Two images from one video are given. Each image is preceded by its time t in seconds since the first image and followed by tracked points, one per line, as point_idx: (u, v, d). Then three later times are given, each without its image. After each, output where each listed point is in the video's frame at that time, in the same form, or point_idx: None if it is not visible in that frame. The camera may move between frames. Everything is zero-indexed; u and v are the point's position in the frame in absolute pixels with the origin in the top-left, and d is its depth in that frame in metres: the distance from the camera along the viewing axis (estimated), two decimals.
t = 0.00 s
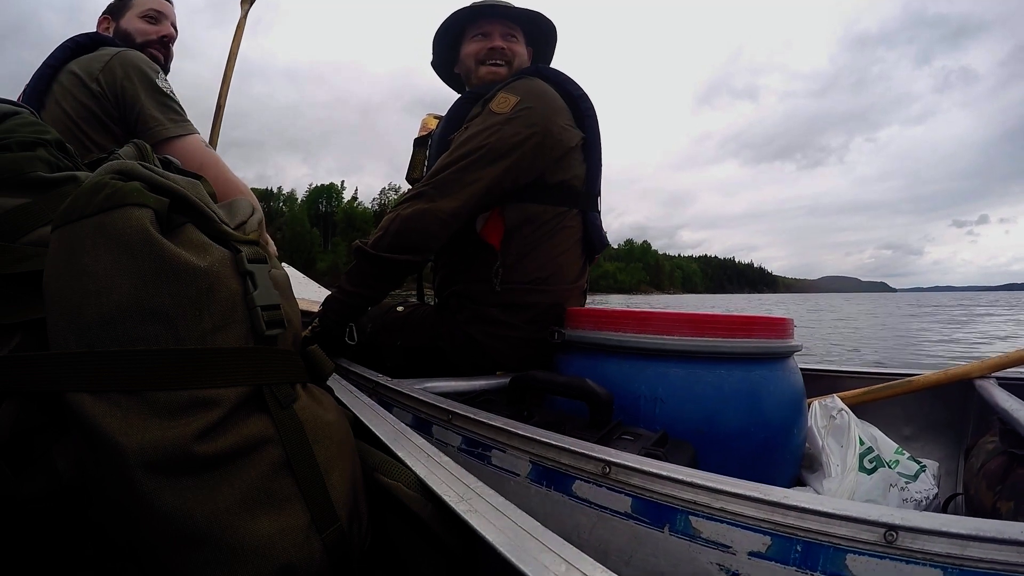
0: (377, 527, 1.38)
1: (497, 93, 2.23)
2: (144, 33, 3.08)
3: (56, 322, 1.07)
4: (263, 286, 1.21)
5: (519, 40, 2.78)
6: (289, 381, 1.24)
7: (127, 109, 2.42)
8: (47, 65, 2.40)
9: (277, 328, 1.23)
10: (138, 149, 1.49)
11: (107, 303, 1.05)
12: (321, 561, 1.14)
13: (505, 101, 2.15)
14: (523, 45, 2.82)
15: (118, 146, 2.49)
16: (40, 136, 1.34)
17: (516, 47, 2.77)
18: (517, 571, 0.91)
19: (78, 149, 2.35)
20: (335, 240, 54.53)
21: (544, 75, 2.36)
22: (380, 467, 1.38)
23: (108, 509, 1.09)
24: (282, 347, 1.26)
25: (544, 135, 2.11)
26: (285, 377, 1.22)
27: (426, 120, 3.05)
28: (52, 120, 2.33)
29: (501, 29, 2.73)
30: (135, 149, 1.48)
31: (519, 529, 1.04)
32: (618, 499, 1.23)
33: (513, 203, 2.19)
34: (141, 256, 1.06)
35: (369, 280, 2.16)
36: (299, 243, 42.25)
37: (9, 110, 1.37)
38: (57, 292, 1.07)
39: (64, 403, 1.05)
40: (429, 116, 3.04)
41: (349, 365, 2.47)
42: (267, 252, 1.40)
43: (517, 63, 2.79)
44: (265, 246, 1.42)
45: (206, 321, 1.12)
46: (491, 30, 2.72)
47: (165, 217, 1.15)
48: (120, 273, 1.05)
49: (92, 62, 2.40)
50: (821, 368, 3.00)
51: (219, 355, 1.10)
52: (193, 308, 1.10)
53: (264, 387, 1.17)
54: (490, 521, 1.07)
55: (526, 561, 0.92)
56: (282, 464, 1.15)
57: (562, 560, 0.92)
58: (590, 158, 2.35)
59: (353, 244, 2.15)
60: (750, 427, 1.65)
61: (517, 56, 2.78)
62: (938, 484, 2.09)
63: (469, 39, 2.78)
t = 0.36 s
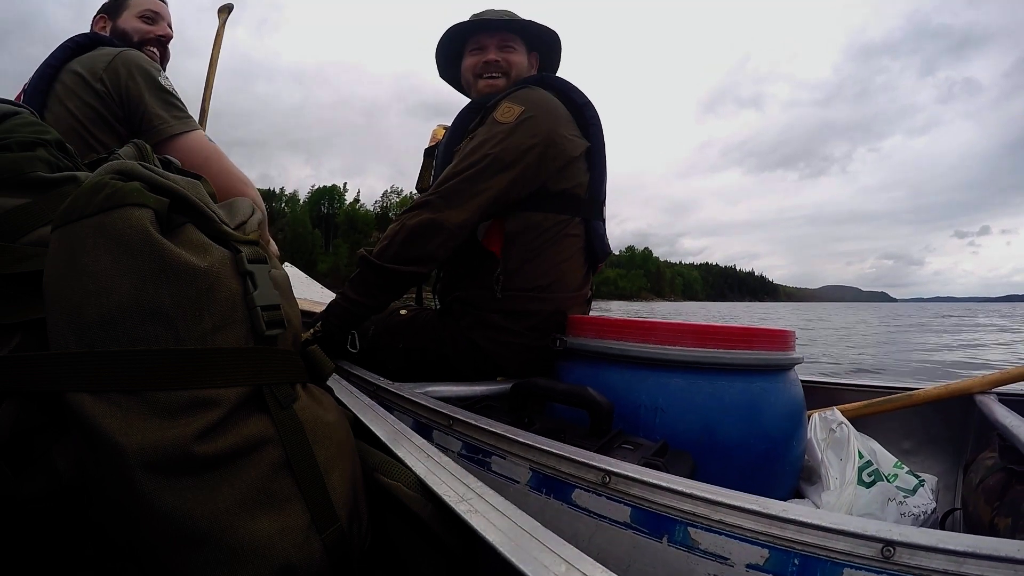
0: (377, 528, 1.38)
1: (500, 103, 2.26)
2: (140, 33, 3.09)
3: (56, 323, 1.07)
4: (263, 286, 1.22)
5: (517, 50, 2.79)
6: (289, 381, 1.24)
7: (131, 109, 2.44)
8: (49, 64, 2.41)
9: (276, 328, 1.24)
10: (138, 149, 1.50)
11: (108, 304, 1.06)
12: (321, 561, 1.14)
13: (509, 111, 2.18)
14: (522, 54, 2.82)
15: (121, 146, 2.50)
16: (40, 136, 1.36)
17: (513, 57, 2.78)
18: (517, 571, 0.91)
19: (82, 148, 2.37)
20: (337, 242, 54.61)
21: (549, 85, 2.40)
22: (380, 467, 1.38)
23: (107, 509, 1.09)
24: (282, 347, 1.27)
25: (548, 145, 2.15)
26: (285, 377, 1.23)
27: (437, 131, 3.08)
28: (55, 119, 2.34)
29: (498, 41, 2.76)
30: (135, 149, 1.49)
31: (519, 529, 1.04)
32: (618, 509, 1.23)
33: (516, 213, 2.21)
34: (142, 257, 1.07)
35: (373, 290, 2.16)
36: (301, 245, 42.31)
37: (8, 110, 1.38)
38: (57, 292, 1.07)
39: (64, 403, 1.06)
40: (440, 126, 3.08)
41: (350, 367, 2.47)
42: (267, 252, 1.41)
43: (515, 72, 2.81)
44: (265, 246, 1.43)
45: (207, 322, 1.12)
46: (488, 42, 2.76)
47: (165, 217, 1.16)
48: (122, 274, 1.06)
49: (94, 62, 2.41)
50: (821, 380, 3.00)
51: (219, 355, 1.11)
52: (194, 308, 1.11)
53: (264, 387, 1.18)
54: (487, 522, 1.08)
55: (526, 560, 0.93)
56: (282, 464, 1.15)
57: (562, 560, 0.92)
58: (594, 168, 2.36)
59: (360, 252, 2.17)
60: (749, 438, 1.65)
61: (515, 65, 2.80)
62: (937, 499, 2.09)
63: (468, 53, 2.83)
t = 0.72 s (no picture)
0: (377, 528, 1.37)
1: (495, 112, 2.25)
2: (132, 37, 3.07)
3: (56, 322, 1.07)
4: (263, 287, 1.22)
5: (511, 58, 2.78)
6: (289, 381, 1.24)
7: (129, 107, 2.42)
8: (46, 65, 2.40)
9: (276, 328, 1.23)
10: (138, 148, 1.49)
11: (109, 303, 1.05)
12: (321, 562, 1.14)
13: (506, 119, 2.18)
14: (516, 61, 2.81)
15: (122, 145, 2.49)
16: (40, 136, 1.35)
17: (506, 65, 2.78)
18: (517, 571, 0.91)
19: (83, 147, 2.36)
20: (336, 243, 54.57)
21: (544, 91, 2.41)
22: (380, 467, 1.38)
23: (107, 509, 1.09)
24: (282, 348, 1.27)
25: (545, 150, 2.17)
26: (285, 377, 1.22)
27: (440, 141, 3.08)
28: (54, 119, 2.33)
29: (490, 51, 2.76)
30: (135, 149, 1.49)
31: (519, 529, 1.04)
32: (621, 505, 1.23)
33: (518, 217, 2.22)
34: (142, 256, 1.07)
35: (376, 301, 2.14)
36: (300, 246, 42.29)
37: (8, 110, 1.38)
38: (57, 292, 1.07)
39: (64, 403, 1.05)
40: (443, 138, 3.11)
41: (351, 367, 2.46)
42: (267, 252, 1.41)
43: (510, 81, 2.81)
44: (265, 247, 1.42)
45: (207, 322, 1.12)
46: (480, 53, 2.78)
47: (165, 217, 1.15)
48: (122, 272, 1.06)
49: (91, 61, 2.40)
50: (820, 386, 3.00)
51: (219, 355, 1.11)
52: (194, 307, 1.10)
53: (264, 387, 1.17)
54: (486, 522, 1.07)
55: (527, 560, 0.92)
56: (282, 464, 1.15)
57: (562, 561, 0.92)
58: (592, 174, 2.36)
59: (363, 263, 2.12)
60: (749, 441, 1.65)
61: (510, 74, 2.80)
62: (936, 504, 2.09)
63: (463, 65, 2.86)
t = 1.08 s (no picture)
0: (377, 528, 1.37)
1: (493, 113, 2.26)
2: (141, 50, 3.10)
3: (56, 322, 1.07)
4: (263, 287, 1.22)
5: (508, 60, 2.79)
6: (289, 381, 1.24)
7: (140, 113, 2.43)
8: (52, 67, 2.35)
9: (277, 329, 1.23)
10: (138, 148, 1.49)
11: (108, 302, 1.05)
12: (321, 562, 1.14)
13: (504, 120, 2.18)
14: (514, 63, 2.82)
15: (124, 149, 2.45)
16: (40, 136, 1.35)
17: (504, 67, 2.79)
18: (517, 571, 0.91)
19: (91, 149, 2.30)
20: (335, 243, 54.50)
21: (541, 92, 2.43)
22: (380, 467, 1.38)
23: (107, 509, 1.09)
24: (282, 348, 1.26)
25: (544, 150, 2.18)
26: (285, 378, 1.22)
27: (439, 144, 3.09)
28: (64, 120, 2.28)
29: (488, 54, 2.77)
30: (135, 149, 1.49)
31: (519, 529, 1.04)
32: (623, 501, 1.23)
33: (521, 217, 2.24)
34: (142, 257, 1.07)
35: (376, 302, 2.14)
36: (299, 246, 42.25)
37: (8, 109, 1.37)
38: (57, 292, 1.07)
39: (64, 403, 1.05)
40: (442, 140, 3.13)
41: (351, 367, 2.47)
42: (267, 253, 1.41)
43: (508, 83, 2.82)
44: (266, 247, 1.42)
45: (207, 322, 1.12)
46: (478, 57, 2.79)
47: (165, 217, 1.15)
48: (122, 272, 1.06)
49: (102, 67, 2.39)
50: (817, 384, 3.01)
51: (219, 355, 1.11)
52: (194, 308, 1.10)
53: (264, 387, 1.17)
54: (487, 522, 1.07)
55: (526, 560, 0.92)
56: (282, 464, 1.15)
57: (562, 561, 0.92)
58: (589, 173, 2.37)
59: (365, 264, 2.12)
60: (749, 440, 1.65)
61: (507, 76, 2.81)
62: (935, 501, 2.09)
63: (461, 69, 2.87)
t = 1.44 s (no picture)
0: (377, 528, 1.38)
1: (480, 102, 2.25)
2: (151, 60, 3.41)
3: (56, 322, 1.07)
4: (263, 287, 1.21)
5: (497, 47, 2.77)
6: (289, 381, 1.23)
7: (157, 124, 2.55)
8: (69, 66, 2.34)
9: (276, 328, 1.23)
10: (138, 149, 1.49)
11: (108, 303, 1.05)
12: (321, 561, 1.14)
13: (489, 108, 2.17)
14: (503, 51, 2.80)
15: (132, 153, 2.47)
16: (41, 136, 1.34)
17: (493, 55, 2.77)
18: (517, 571, 0.91)
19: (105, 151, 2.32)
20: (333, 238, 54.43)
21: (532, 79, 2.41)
22: (380, 467, 1.38)
23: (107, 509, 1.09)
24: (282, 348, 1.26)
25: (531, 137, 2.17)
26: (285, 377, 1.22)
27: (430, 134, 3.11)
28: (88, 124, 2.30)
29: (476, 42, 2.75)
30: (135, 149, 1.49)
31: (519, 529, 1.04)
32: (621, 506, 1.23)
33: (519, 206, 2.23)
34: (142, 257, 1.06)
35: (370, 303, 2.14)
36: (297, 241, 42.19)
37: (8, 109, 1.37)
38: (57, 292, 1.07)
39: (64, 403, 1.05)
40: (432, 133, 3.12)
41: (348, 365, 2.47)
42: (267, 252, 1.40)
43: (497, 71, 2.80)
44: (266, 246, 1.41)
45: (206, 322, 1.11)
46: (467, 46, 2.77)
47: (165, 217, 1.15)
48: (121, 274, 1.05)
49: (122, 73, 2.45)
50: (817, 369, 3.02)
51: (219, 355, 1.10)
52: (194, 308, 1.10)
53: (264, 387, 1.17)
54: (487, 522, 1.07)
55: (526, 560, 0.93)
56: (282, 464, 1.15)
57: (562, 560, 0.92)
58: (580, 160, 2.36)
59: (355, 264, 2.12)
60: (749, 429, 1.66)
61: (497, 64, 2.79)
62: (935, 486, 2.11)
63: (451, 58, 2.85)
